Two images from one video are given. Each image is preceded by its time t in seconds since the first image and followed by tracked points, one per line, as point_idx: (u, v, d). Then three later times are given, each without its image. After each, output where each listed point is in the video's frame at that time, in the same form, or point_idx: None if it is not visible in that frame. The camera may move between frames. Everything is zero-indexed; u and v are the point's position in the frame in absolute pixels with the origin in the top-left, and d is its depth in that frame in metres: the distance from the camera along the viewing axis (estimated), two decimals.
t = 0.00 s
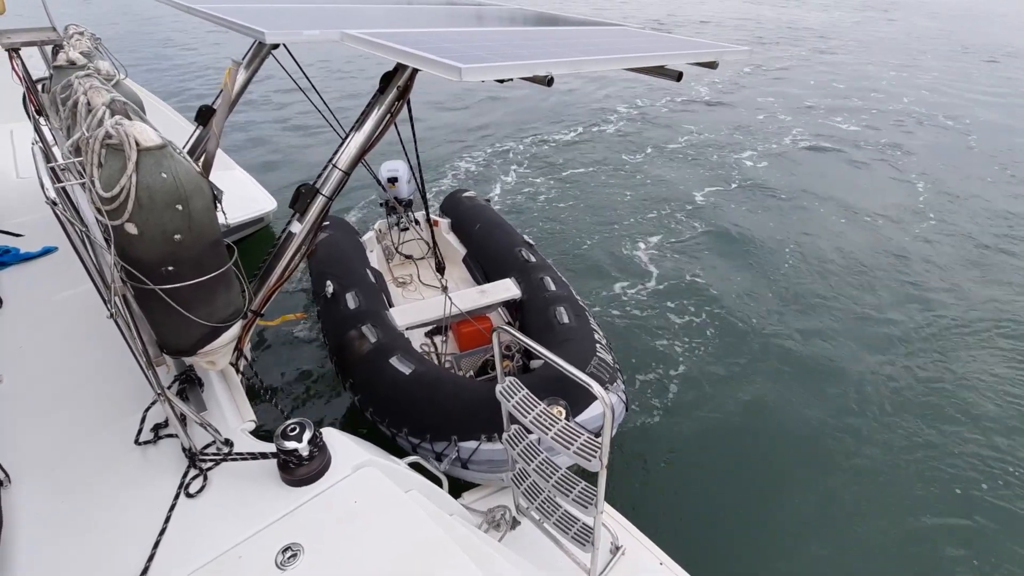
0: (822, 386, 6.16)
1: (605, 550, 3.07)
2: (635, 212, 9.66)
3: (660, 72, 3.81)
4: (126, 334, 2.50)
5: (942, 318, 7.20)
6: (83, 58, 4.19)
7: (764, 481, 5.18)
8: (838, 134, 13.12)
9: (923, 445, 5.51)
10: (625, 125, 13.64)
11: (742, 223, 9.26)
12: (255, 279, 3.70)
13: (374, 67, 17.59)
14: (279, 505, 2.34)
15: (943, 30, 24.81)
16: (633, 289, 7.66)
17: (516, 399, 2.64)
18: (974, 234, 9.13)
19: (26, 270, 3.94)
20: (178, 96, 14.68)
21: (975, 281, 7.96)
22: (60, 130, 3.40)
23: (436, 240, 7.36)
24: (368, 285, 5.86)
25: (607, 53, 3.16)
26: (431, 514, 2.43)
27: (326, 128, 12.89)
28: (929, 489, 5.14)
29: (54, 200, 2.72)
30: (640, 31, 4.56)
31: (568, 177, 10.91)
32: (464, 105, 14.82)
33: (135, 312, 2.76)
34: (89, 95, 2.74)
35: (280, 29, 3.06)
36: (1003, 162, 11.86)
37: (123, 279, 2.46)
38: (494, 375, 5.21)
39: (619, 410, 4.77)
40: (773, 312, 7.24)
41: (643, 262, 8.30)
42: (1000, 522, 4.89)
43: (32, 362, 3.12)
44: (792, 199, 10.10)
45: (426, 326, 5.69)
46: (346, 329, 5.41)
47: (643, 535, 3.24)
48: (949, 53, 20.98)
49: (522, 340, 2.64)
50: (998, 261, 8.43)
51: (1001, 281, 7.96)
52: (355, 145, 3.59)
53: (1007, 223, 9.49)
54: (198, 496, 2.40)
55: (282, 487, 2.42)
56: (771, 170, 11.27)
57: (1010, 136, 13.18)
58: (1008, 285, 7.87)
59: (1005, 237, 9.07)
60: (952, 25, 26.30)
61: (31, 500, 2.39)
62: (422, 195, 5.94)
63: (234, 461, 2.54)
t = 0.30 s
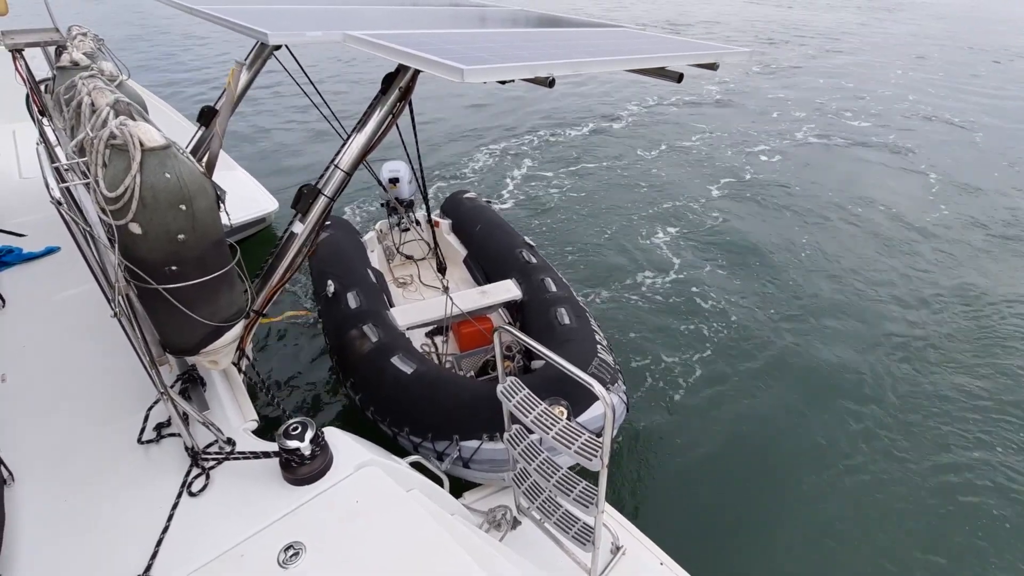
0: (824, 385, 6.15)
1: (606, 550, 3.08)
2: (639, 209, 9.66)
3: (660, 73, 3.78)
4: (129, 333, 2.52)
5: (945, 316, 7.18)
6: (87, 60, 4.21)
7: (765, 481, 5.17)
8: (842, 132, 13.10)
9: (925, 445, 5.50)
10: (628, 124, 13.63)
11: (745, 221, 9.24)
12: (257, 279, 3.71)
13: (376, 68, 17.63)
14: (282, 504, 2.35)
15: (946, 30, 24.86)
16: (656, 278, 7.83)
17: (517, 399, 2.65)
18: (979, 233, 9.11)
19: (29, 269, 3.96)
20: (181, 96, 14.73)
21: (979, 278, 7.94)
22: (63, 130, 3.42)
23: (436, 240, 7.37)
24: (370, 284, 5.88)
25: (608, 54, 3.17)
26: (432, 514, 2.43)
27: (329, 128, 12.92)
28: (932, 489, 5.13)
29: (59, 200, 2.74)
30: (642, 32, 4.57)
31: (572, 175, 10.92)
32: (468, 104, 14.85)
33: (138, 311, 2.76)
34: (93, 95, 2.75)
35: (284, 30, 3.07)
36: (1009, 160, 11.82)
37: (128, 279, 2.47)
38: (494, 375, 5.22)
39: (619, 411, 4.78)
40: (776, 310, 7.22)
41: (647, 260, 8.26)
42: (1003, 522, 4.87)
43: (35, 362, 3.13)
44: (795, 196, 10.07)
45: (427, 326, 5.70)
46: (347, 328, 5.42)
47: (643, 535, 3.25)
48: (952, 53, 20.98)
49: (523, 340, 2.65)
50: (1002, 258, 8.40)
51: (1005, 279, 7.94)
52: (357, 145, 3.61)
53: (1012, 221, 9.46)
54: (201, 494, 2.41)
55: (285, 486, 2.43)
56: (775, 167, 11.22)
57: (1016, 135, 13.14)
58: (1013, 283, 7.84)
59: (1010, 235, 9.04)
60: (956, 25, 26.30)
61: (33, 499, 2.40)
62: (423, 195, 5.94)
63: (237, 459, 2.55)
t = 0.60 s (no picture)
0: (827, 385, 6.13)
1: (606, 551, 3.08)
2: (640, 211, 9.67)
3: (661, 76, 3.77)
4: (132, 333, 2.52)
5: (948, 317, 7.17)
6: (90, 60, 4.23)
7: (768, 481, 5.16)
8: (844, 133, 13.08)
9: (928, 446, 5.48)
10: (631, 124, 13.67)
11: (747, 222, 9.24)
12: (260, 279, 3.72)
13: (379, 69, 17.68)
14: (284, 505, 2.35)
15: (950, 32, 24.87)
16: (678, 269, 8.12)
17: (518, 400, 2.65)
18: (983, 233, 9.10)
19: (31, 269, 3.97)
20: (184, 98, 14.77)
21: (982, 280, 7.92)
22: (66, 130, 3.43)
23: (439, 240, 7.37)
24: (373, 283, 5.88)
25: (610, 57, 3.17)
26: (434, 515, 2.43)
27: (332, 129, 12.95)
28: (935, 489, 5.10)
29: (61, 199, 2.74)
30: (645, 34, 4.57)
31: (576, 176, 10.94)
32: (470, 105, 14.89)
33: (140, 310, 2.77)
34: (97, 96, 2.76)
35: (287, 32, 3.08)
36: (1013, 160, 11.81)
37: (130, 278, 2.48)
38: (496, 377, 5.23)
39: (621, 414, 4.78)
40: (778, 311, 7.23)
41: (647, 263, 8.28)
42: (1007, 523, 4.85)
43: (36, 361, 3.14)
44: (797, 198, 10.08)
45: (429, 327, 5.70)
46: (350, 327, 5.43)
47: (644, 536, 3.25)
48: (957, 54, 20.95)
49: (525, 341, 2.65)
50: (1005, 260, 8.39)
51: (1008, 280, 7.92)
52: (359, 146, 3.62)
53: (1017, 221, 9.45)
54: (202, 494, 2.42)
55: (286, 487, 2.43)
56: (776, 169, 11.23)
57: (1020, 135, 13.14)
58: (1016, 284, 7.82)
59: (1013, 235, 9.04)
60: (960, 26, 26.27)
61: (34, 498, 2.40)
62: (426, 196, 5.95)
63: (239, 459, 2.55)
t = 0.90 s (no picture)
0: (829, 384, 6.11)
1: (606, 554, 3.07)
2: (640, 209, 9.64)
3: (662, 79, 3.77)
4: (132, 333, 2.52)
5: (950, 318, 7.14)
6: (92, 61, 4.23)
7: (768, 480, 5.14)
8: (847, 133, 13.05)
9: (930, 446, 5.45)
10: (634, 124, 13.65)
11: (748, 222, 9.20)
12: (261, 279, 3.71)
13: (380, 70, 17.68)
14: (283, 506, 2.35)
15: (954, 33, 24.84)
16: (698, 256, 8.32)
17: (519, 401, 2.65)
18: (985, 233, 9.09)
19: (32, 269, 3.97)
20: (185, 98, 14.78)
21: (985, 281, 7.89)
22: (68, 130, 3.44)
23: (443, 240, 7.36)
24: (376, 283, 5.89)
25: (612, 59, 3.17)
26: (434, 517, 2.43)
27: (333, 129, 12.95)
28: (937, 489, 5.08)
29: (63, 198, 2.75)
30: (647, 36, 4.57)
31: (578, 174, 10.92)
32: (472, 105, 14.89)
33: (141, 311, 2.76)
34: (98, 96, 2.77)
35: (289, 33, 3.09)
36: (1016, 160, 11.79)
37: (131, 278, 2.48)
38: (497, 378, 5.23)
39: (623, 416, 4.78)
40: (779, 310, 7.20)
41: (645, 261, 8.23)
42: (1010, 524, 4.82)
43: (37, 361, 3.14)
44: (800, 196, 10.04)
45: (430, 327, 5.70)
46: (352, 326, 5.43)
47: (644, 539, 3.24)
48: (961, 55, 20.91)
49: (527, 342, 2.65)
50: (1009, 261, 8.36)
51: (1011, 281, 7.89)
52: (361, 147, 3.62)
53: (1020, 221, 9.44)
54: (202, 495, 2.41)
55: (286, 488, 2.43)
56: (778, 168, 11.17)
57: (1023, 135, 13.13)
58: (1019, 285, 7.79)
59: (1016, 235, 9.03)
60: (964, 28, 26.25)
61: (35, 497, 2.40)
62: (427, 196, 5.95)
63: (239, 460, 2.55)
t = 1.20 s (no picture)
0: (830, 385, 6.10)
1: (606, 554, 3.07)
2: (642, 209, 9.65)
3: (664, 79, 3.77)
4: (133, 332, 2.51)
5: (952, 319, 7.13)
6: (93, 59, 4.23)
7: (768, 481, 5.14)
8: (850, 133, 13.03)
9: (929, 447, 5.46)
10: (636, 123, 13.65)
11: (750, 222, 9.21)
12: (261, 279, 3.70)
13: (382, 69, 17.67)
14: (283, 505, 2.34)
15: (958, 32, 24.79)
16: (720, 244, 8.62)
17: (520, 402, 2.64)
18: (988, 233, 9.07)
19: (32, 267, 3.96)
20: (186, 97, 14.77)
21: (988, 281, 7.87)
22: (69, 128, 3.43)
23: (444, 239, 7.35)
24: (376, 283, 5.88)
25: (613, 59, 3.17)
26: (434, 517, 2.42)
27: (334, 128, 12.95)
28: (937, 491, 5.08)
29: (64, 197, 2.74)
30: (649, 36, 4.56)
31: (580, 175, 10.92)
32: (474, 104, 14.89)
33: (141, 310, 2.76)
34: (99, 95, 2.76)
35: (290, 32, 3.08)
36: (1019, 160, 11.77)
37: (131, 277, 2.48)
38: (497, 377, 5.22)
39: (623, 416, 4.77)
40: (781, 310, 7.20)
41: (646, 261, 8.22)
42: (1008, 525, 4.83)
43: (38, 360, 3.14)
44: (802, 196, 10.03)
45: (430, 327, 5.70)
46: (352, 326, 5.42)
47: (644, 538, 3.24)
48: (966, 54, 20.84)
49: (527, 342, 2.64)
50: (1013, 260, 8.33)
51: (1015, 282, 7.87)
52: (362, 146, 3.62)
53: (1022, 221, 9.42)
54: (202, 494, 2.41)
55: (286, 488, 2.43)
56: (781, 168, 11.15)
57: None
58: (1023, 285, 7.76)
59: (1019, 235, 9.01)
60: (969, 27, 26.19)
61: (35, 496, 2.40)
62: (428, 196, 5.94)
63: (239, 460, 2.55)
